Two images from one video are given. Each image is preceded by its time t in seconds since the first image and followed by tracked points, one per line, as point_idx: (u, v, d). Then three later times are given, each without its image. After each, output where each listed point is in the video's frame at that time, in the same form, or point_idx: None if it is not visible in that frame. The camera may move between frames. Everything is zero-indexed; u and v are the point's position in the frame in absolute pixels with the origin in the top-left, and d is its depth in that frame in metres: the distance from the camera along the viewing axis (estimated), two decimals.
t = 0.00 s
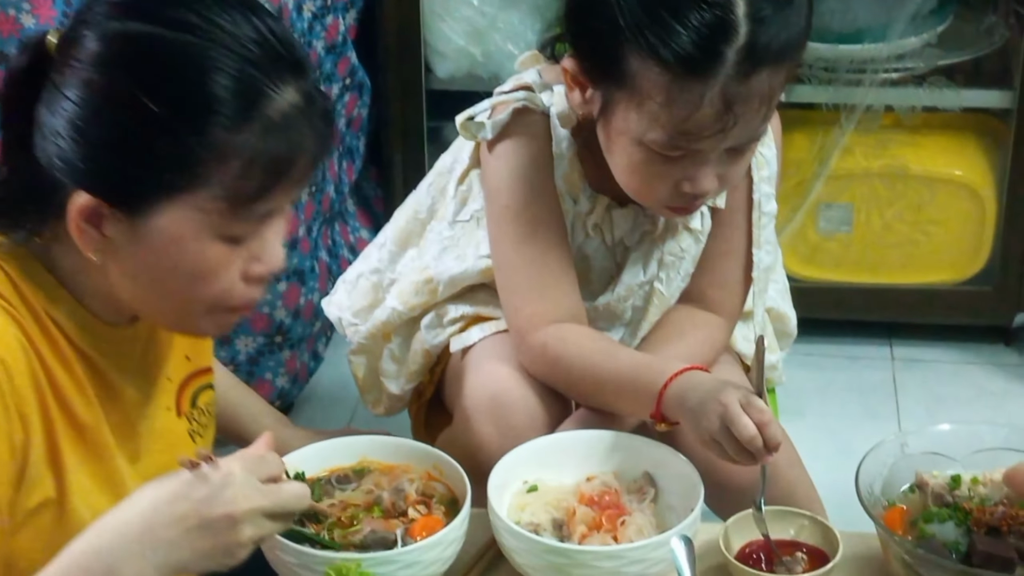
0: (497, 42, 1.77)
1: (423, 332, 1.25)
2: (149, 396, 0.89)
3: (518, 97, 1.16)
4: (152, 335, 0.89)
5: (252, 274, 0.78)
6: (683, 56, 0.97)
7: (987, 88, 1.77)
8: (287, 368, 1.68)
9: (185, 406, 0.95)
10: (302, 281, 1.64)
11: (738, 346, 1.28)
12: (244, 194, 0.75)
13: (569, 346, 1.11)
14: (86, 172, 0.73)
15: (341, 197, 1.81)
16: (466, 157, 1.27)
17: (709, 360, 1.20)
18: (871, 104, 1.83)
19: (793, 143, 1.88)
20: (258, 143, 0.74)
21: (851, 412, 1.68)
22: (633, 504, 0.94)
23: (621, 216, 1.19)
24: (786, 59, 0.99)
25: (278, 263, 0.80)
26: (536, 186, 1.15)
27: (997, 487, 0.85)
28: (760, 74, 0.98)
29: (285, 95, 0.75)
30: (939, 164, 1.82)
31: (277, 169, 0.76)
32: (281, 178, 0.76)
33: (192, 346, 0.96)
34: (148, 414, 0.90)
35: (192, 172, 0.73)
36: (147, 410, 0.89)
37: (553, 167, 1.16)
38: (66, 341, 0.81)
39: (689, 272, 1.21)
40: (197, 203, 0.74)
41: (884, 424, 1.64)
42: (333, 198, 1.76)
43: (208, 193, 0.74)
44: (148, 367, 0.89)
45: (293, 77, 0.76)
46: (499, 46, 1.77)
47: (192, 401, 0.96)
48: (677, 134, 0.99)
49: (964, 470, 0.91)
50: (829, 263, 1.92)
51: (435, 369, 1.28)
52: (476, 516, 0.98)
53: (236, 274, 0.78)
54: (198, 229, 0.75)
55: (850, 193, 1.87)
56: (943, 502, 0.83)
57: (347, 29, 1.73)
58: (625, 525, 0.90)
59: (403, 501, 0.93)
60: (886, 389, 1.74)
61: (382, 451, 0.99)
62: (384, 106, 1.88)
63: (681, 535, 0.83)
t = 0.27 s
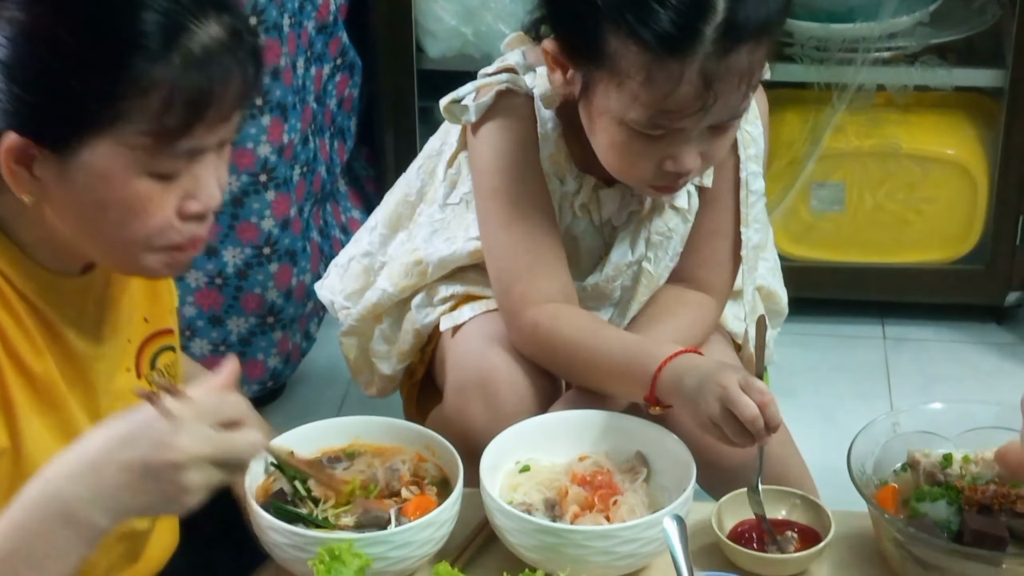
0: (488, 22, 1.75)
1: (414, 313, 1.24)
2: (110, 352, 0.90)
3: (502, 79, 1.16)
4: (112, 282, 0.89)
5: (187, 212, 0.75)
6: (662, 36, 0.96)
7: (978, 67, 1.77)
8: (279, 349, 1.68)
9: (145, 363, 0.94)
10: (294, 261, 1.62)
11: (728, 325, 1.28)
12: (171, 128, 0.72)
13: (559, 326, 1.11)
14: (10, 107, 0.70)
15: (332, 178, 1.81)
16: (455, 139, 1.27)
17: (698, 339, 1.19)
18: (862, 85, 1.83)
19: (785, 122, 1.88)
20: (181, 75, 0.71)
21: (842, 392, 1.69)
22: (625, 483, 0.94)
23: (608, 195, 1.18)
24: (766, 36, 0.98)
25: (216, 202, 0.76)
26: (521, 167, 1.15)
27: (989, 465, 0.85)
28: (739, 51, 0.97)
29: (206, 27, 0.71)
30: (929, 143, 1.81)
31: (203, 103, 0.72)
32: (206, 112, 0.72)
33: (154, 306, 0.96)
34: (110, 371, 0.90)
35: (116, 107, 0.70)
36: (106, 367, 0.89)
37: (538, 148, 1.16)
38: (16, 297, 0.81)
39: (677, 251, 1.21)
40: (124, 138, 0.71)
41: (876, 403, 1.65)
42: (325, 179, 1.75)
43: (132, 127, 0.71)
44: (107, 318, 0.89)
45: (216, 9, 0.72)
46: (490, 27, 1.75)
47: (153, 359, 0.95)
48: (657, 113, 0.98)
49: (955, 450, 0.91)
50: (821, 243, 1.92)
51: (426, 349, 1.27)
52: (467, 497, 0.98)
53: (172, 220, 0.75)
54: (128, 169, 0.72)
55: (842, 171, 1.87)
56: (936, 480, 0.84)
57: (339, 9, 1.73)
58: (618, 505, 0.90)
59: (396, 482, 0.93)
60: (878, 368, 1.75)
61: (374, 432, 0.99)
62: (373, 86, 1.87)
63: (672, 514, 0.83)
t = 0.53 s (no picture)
0: None
1: (409, 290, 1.24)
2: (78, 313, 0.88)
3: (486, 56, 1.16)
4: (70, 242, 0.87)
5: (141, 158, 0.75)
6: None
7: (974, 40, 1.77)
8: (273, 326, 1.67)
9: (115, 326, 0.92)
10: (288, 239, 1.62)
11: (722, 299, 1.29)
12: (118, 72, 0.71)
13: (553, 302, 1.10)
14: None
15: (326, 155, 1.80)
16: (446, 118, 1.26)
17: (690, 314, 1.19)
18: (858, 60, 1.83)
19: (780, 98, 1.88)
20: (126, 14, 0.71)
21: (836, 367, 1.69)
22: (620, 460, 0.93)
23: (598, 167, 1.17)
24: None
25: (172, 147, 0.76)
26: (513, 143, 1.14)
27: (984, 441, 0.85)
28: (707, 13, 0.95)
29: None
30: (924, 118, 1.80)
31: (151, 45, 0.72)
32: (154, 55, 0.72)
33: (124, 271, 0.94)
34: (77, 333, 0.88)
35: (64, 49, 0.70)
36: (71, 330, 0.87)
37: (525, 123, 1.15)
38: None
39: (668, 224, 1.21)
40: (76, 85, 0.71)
41: (869, 379, 1.65)
42: (318, 156, 1.74)
43: (82, 73, 0.71)
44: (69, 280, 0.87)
45: None
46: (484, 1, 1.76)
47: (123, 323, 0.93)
48: (627, 80, 0.97)
49: (950, 425, 0.90)
50: (816, 219, 1.92)
51: (422, 323, 1.27)
52: (462, 473, 0.98)
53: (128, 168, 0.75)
54: (79, 114, 0.72)
55: (838, 148, 1.85)
56: (930, 456, 0.84)
57: None
58: (612, 481, 0.90)
59: (391, 459, 0.93)
60: (872, 344, 1.75)
61: (369, 408, 0.98)
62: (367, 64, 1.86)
63: (667, 491, 0.83)
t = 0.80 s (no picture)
0: None
1: (405, 262, 1.24)
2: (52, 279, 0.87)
3: (479, 25, 1.15)
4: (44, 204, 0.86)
5: (106, 113, 0.73)
6: None
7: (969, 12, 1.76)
8: (268, 300, 1.67)
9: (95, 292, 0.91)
10: (282, 212, 1.61)
11: (717, 266, 1.27)
12: (74, 23, 0.69)
13: (547, 273, 1.10)
14: None
15: (320, 126, 1.78)
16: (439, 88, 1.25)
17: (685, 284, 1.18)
18: (853, 30, 1.82)
19: (775, 69, 1.87)
20: None
21: (831, 339, 1.69)
22: (615, 432, 0.93)
23: (594, 133, 1.16)
24: None
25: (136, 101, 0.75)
26: (508, 113, 1.13)
27: (979, 412, 0.85)
28: None
29: None
30: (919, 89, 1.80)
31: None
32: (109, 5, 0.69)
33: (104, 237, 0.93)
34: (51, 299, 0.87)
35: None
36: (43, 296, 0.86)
37: (520, 92, 1.14)
38: None
39: (663, 188, 1.20)
40: (32, 36, 0.69)
41: (864, 350, 1.65)
42: (312, 128, 1.73)
43: (38, 24, 0.69)
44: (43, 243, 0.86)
45: None
46: None
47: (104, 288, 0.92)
48: (604, 30, 0.96)
49: (944, 396, 0.90)
50: (812, 189, 1.91)
51: (418, 295, 1.25)
52: (458, 445, 0.98)
53: (91, 121, 0.74)
54: (38, 65, 0.70)
55: (833, 119, 1.85)
56: (924, 427, 0.84)
57: None
58: (607, 453, 0.89)
59: (386, 431, 0.92)
60: (868, 315, 1.75)
61: (366, 379, 0.98)
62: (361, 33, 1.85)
63: (661, 463, 0.83)
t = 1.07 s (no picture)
0: None
1: (402, 246, 1.23)
2: (44, 257, 0.87)
3: (482, 5, 1.14)
4: (28, 178, 0.86)
5: (85, 85, 0.73)
6: None
7: None
8: (263, 284, 1.66)
9: (84, 270, 0.91)
10: (277, 196, 1.60)
11: (714, 252, 1.28)
12: None
13: (536, 256, 1.09)
14: None
15: (315, 111, 1.77)
16: (438, 70, 1.24)
17: (680, 270, 1.18)
18: (849, 14, 1.80)
19: (771, 53, 1.86)
20: None
21: (827, 323, 1.69)
22: (611, 416, 0.93)
23: (593, 118, 1.15)
24: None
25: (115, 73, 0.74)
26: (505, 96, 1.13)
27: (974, 396, 0.85)
28: None
29: None
30: (916, 72, 1.79)
31: None
32: None
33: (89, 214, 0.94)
34: (44, 276, 0.87)
35: None
36: (35, 273, 0.86)
37: (519, 74, 1.13)
38: None
39: (664, 175, 1.20)
40: (6, 10, 0.68)
41: (860, 334, 1.65)
42: (307, 113, 1.72)
43: None
44: (31, 218, 0.86)
45: None
46: None
47: (92, 266, 0.92)
48: (612, 9, 0.95)
49: (939, 380, 0.90)
50: (808, 173, 1.91)
51: (415, 281, 1.25)
52: (454, 430, 0.98)
53: (70, 94, 0.73)
54: (14, 37, 0.70)
55: (828, 103, 1.85)
56: (920, 411, 0.84)
57: None
58: (603, 437, 0.89)
59: (382, 416, 0.92)
60: (863, 299, 1.75)
61: (364, 363, 0.98)
62: (356, 17, 1.84)
63: (657, 447, 0.83)
